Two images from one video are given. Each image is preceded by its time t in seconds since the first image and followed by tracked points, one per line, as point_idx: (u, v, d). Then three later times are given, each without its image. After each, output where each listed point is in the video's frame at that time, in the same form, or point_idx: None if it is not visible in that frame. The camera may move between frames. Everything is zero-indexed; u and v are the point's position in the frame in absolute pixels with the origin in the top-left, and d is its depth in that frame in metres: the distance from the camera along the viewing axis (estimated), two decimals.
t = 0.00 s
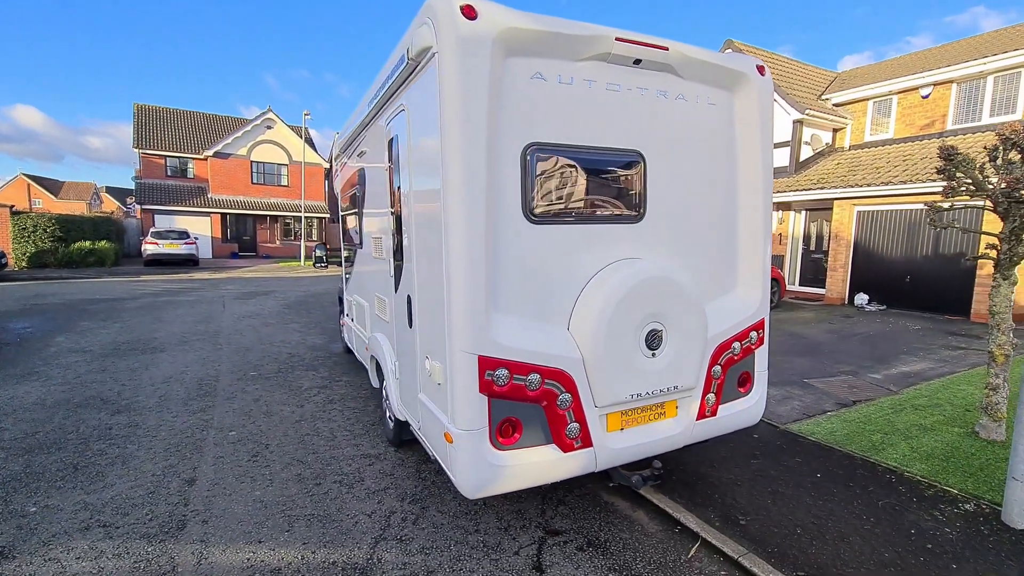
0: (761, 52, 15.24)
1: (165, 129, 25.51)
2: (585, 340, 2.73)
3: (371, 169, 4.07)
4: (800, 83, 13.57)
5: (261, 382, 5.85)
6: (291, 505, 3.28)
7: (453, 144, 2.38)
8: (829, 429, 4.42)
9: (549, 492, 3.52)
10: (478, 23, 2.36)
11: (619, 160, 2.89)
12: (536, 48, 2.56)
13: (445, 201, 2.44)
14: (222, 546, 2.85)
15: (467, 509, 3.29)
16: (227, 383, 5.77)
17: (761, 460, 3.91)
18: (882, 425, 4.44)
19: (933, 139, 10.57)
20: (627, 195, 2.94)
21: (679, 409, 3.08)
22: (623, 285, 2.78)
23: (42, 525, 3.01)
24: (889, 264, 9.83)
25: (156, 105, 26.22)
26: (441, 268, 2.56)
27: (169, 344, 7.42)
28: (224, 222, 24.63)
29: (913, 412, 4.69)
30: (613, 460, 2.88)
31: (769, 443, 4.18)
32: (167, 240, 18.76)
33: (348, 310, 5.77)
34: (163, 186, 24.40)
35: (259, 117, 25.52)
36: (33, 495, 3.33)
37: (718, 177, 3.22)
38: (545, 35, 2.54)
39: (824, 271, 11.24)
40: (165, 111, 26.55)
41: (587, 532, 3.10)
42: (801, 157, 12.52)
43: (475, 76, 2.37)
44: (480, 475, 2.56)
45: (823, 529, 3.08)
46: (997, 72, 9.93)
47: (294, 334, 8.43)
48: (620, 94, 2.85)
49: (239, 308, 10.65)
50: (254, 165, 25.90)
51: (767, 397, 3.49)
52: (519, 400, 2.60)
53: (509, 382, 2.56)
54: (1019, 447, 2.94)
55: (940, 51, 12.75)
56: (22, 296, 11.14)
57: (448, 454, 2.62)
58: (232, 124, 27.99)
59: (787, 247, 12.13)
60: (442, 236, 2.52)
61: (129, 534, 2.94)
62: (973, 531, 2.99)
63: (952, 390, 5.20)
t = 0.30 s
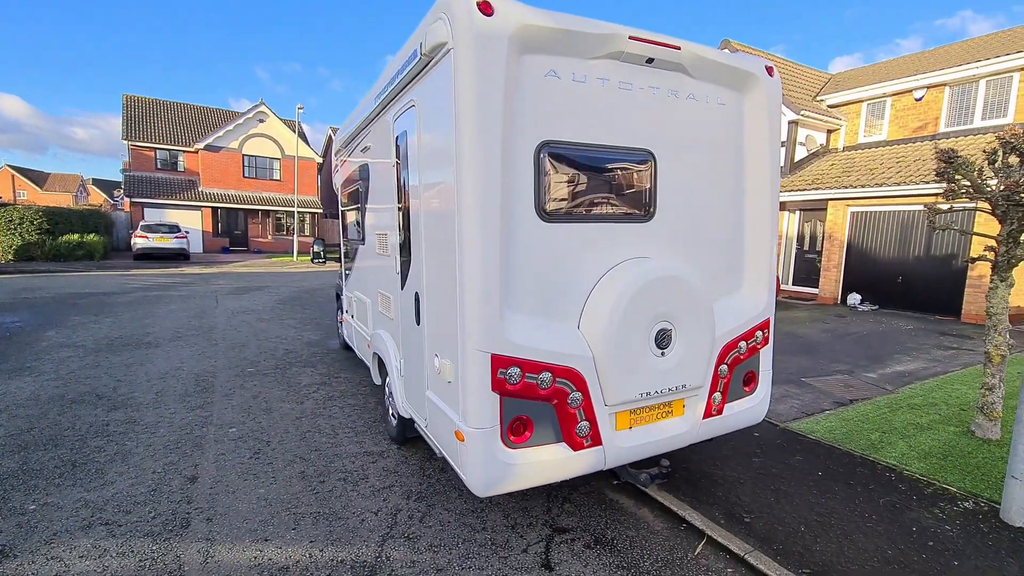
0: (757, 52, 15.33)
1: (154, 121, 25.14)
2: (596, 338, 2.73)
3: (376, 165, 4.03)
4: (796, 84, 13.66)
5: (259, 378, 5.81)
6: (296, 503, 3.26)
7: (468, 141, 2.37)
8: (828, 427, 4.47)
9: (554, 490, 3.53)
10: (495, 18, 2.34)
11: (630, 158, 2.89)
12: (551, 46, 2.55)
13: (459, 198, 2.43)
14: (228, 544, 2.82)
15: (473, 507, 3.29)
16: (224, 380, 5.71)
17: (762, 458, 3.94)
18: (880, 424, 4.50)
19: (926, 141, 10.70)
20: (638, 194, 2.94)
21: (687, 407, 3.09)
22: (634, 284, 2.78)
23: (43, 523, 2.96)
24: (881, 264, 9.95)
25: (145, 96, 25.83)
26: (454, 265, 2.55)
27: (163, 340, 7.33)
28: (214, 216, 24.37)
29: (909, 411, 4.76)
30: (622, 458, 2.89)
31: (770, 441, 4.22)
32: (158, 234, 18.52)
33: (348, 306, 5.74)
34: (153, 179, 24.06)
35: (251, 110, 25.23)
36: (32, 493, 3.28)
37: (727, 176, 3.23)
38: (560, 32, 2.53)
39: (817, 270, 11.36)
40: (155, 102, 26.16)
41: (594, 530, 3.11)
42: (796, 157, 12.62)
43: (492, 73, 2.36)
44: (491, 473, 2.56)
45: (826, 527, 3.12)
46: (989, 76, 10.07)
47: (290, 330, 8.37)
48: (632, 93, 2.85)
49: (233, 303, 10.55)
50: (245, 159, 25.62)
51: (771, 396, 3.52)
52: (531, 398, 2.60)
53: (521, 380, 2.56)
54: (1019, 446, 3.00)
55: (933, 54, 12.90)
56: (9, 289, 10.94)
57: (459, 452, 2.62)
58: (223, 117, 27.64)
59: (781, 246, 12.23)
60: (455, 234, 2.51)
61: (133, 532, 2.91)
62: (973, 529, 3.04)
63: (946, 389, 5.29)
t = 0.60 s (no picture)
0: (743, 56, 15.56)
1: (134, 116, 24.59)
2: (601, 337, 2.75)
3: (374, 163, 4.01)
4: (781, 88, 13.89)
5: (250, 378, 5.72)
6: (296, 504, 3.22)
7: (478, 140, 2.36)
8: (819, 425, 4.56)
9: (554, 489, 3.54)
10: (505, 18, 2.35)
11: (634, 158, 2.91)
12: (558, 46, 2.56)
13: (468, 196, 2.43)
14: (228, 546, 2.78)
15: (475, 506, 3.29)
16: (214, 380, 5.62)
17: (757, 455, 4.01)
18: (869, 421, 4.61)
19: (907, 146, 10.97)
20: (641, 194, 2.97)
21: (687, 406, 3.13)
22: (638, 284, 2.81)
23: (35, 527, 2.89)
24: (864, 265, 10.16)
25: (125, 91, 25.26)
26: (461, 264, 2.55)
27: (149, 339, 7.18)
28: (197, 213, 23.94)
29: (896, 408, 4.89)
30: (625, 455, 2.91)
31: (764, 439, 4.29)
32: (138, 231, 18.13)
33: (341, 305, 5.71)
34: (132, 175, 23.54)
35: (234, 106, 24.83)
36: (21, 497, 3.19)
37: (726, 178, 3.28)
38: (568, 33, 2.54)
39: (801, 271, 11.58)
40: (134, 97, 25.60)
41: (596, 528, 3.13)
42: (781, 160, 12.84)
43: (502, 72, 2.36)
44: (498, 473, 2.56)
45: (823, 522, 3.18)
46: (967, 83, 10.34)
47: (279, 329, 8.27)
48: (636, 94, 2.88)
49: (219, 302, 10.38)
50: (229, 155, 25.21)
51: (768, 395, 3.59)
52: (538, 397, 2.61)
53: (528, 379, 2.57)
54: (1006, 441, 3.10)
55: (913, 60, 13.22)
56: None
57: (465, 451, 2.61)
58: (205, 113, 27.15)
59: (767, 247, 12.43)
60: (463, 233, 2.51)
61: (129, 535, 2.85)
62: (963, 522, 3.13)
63: (930, 387, 5.43)
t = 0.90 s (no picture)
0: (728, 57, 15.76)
1: (112, 112, 24.00)
2: (608, 335, 2.78)
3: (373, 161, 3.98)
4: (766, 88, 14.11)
5: (244, 379, 5.65)
6: (300, 505, 3.19)
7: (489, 139, 2.37)
8: (813, 419, 4.66)
9: (557, 486, 3.56)
10: (516, 16, 2.35)
11: (639, 158, 2.94)
12: (567, 45, 2.57)
13: (479, 195, 2.43)
14: (234, 548, 2.75)
15: (480, 505, 3.30)
16: (207, 381, 5.53)
17: (755, 450, 4.08)
18: (860, 415, 4.72)
19: (889, 146, 11.24)
20: (646, 193, 3.00)
21: (690, 402, 3.17)
22: (644, 282, 2.84)
23: (32, 533, 2.82)
24: (848, 263, 10.38)
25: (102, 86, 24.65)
26: (471, 262, 2.55)
27: (135, 340, 7.04)
28: (178, 212, 23.49)
29: (885, 402, 5.01)
30: (631, 452, 2.94)
31: (760, 434, 4.37)
32: (118, 230, 17.72)
33: (336, 305, 5.66)
34: (111, 172, 22.99)
35: (216, 102, 24.39)
36: (14, 502, 3.11)
37: (727, 177, 3.33)
38: (577, 32, 2.55)
39: (787, 269, 11.79)
40: (112, 92, 24.98)
41: (602, 524, 3.16)
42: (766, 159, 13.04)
43: (513, 71, 2.36)
44: (509, 471, 2.57)
45: (822, 514, 3.25)
46: (946, 86, 10.59)
47: (269, 329, 8.16)
48: (641, 94, 2.90)
49: (205, 302, 10.21)
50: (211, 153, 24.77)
51: (766, 390, 3.65)
52: (547, 394, 2.62)
53: (538, 377, 2.58)
54: (997, 433, 3.20)
55: (893, 62, 13.54)
56: None
57: (475, 449, 2.62)
58: (186, 109, 26.62)
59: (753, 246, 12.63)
60: (473, 231, 2.51)
61: (131, 540, 2.79)
62: (956, 512, 3.22)
63: (917, 381, 5.58)
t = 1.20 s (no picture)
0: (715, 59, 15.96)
1: (90, 106, 23.43)
2: (613, 335, 2.80)
3: (372, 160, 3.96)
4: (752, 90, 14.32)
5: (235, 379, 5.57)
6: (301, 507, 3.17)
7: (497, 139, 2.37)
8: (804, 416, 4.75)
9: (558, 485, 3.59)
10: (525, 17, 2.35)
11: (642, 159, 2.97)
12: (574, 46, 2.58)
13: (487, 195, 2.43)
14: (237, 551, 2.72)
15: (483, 504, 3.30)
16: (197, 382, 5.44)
17: (750, 447, 4.15)
18: (850, 412, 4.82)
19: (872, 148, 11.49)
20: (648, 194, 3.03)
21: (691, 400, 3.21)
22: (648, 282, 2.87)
23: (27, 539, 2.76)
24: (833, 263, 10.58)
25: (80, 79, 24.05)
26: (479, 263, 2.56)
27: (121, 340, 6.90)
28: (159, 209, 23.03)
29: (873, 399, 5.13)
30: (634, 450, 2.97)
31: (754, 431, 4.44)
32: (98, 227, 17.31)
33: (330, 304, 5.62)
34: (89, 168, 22.44)
35: (199, 97, 23.95)
36: (5, 508, 3.03)
37: (726, 179, 3.38)
38: (584, 34, 2.56)
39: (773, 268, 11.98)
40: (90, 86, 24.39)
41: (604, 522, 3.18)
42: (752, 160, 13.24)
43: (522, 72, 2.37)
44: (516, 470, 2.58)
45: (818, 509, 3.32)
46: (927, 89, 10.86)
47: (258, 329, 8.06)
48: (645, 96, 2.93)
49: (191, 301, 10.04)
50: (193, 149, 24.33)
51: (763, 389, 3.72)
52: (554, 394, 2.64)
53: (545, 377, 2.59)
54: (985, 429, 3.30)
55: (875, 66, 13.84)
56: None
57: (482, 449, 2.62)
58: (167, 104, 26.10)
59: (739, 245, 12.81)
60: (481, 231, 2.51)
61: (130, 544, 2.75)
62: (946, 506, 3.32)
63: (902, 379, 5.72)
